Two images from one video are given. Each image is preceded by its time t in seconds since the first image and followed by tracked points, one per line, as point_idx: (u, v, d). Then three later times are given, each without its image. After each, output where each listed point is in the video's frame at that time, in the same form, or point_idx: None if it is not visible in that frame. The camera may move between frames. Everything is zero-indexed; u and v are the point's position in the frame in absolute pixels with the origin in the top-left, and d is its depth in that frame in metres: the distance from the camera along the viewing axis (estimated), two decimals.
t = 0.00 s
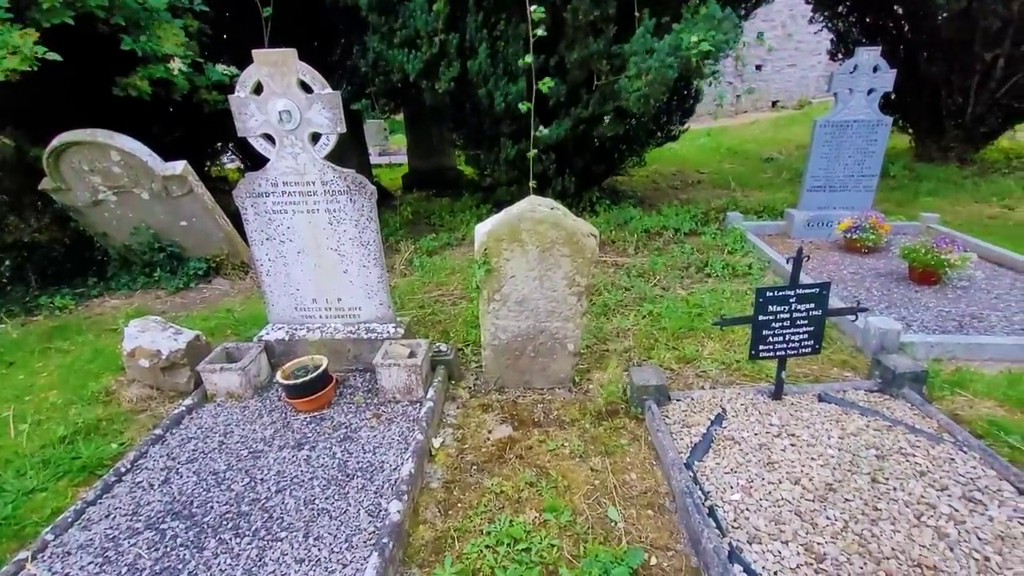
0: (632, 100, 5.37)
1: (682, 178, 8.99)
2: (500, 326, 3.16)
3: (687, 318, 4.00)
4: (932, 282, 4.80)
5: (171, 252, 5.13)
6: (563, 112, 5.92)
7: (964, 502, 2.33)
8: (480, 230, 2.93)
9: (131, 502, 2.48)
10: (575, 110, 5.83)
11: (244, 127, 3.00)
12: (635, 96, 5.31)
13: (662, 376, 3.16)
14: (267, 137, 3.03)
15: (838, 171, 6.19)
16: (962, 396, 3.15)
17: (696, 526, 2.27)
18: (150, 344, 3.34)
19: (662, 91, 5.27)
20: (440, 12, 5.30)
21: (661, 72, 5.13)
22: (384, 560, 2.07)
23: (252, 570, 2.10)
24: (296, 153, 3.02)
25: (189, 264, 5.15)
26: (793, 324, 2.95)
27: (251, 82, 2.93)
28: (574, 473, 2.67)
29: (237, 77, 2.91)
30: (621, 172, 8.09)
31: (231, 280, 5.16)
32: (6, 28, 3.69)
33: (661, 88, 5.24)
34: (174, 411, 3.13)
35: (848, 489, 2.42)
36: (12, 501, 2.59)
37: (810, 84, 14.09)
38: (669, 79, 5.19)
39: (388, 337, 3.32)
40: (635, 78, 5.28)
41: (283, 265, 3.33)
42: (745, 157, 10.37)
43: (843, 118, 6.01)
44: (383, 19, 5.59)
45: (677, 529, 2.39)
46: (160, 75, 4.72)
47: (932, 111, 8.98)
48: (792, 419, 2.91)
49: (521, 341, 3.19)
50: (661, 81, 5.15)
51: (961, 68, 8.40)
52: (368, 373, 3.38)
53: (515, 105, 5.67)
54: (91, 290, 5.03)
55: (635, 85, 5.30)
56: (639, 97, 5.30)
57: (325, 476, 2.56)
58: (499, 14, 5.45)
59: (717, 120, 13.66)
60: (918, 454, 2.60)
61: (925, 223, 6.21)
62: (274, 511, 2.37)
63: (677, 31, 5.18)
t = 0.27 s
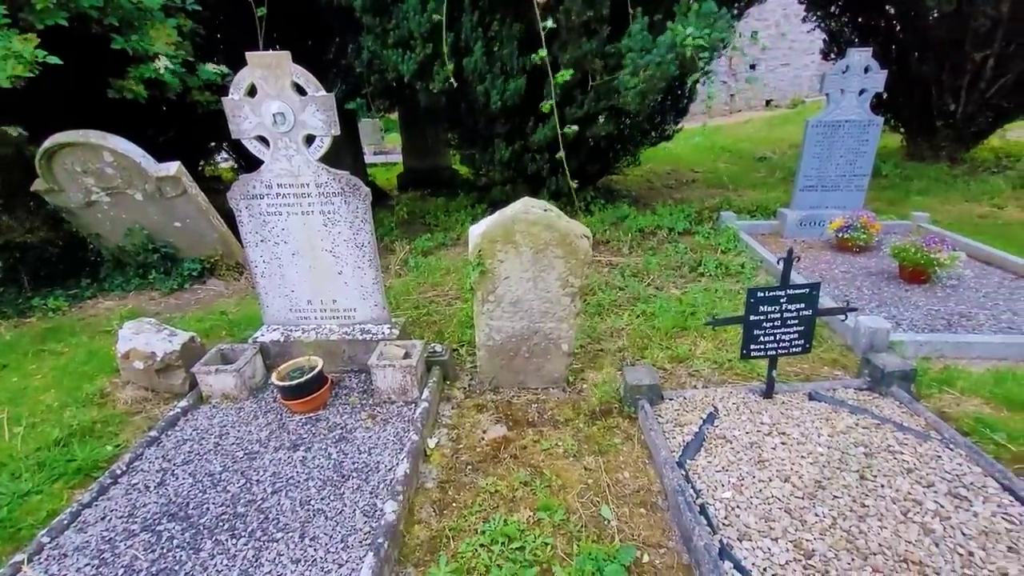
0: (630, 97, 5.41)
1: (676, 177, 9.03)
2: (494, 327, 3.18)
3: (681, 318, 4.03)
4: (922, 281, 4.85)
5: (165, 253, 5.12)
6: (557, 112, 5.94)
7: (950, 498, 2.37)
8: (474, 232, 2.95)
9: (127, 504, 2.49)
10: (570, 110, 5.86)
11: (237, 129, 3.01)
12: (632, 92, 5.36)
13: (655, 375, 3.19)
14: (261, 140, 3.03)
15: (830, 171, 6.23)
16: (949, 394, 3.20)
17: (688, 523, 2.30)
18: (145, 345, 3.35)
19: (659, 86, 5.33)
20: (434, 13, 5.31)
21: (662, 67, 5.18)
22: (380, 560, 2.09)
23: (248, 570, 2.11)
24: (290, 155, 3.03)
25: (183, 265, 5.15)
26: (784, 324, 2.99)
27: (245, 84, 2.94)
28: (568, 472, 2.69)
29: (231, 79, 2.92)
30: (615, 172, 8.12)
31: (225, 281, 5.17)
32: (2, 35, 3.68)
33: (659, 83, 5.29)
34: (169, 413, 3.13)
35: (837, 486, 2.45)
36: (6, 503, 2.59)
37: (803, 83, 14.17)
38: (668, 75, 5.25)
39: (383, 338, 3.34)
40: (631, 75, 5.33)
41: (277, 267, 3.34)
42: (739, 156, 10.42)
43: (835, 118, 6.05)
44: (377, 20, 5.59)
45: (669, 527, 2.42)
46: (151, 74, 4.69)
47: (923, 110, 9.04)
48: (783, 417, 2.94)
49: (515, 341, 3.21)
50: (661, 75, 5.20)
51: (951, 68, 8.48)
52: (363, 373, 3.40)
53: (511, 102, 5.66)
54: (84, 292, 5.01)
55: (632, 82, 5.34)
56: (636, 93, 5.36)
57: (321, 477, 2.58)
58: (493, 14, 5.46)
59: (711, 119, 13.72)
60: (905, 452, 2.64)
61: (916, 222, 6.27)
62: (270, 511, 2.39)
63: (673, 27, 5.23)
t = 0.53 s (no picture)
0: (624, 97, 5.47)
1: (671, 177, 9.08)
2: (491, 327, 3.22)
3: (676, 317, 4.07)
4: (913, 280, 4.92)
5: (162, 253, 5.13)
6: (553, 113, 5.99)
7: (937, 493, 2.42)
8: (470, 233, 2.99)
9: (128, 503, 2.52)
10: (565, 111, 5.90)
11: (236, 131, 3.04)
12: (627, 92, 5.42)
13: (650, 374, 3.23)
14: (260, 142, 3.07)
15: (823, 170, 6.29)
16: (938, 391, 3.25)
17: (682, 519, 2.34)
18: (144, 346, 3.37)
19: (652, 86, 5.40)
20: (430, 14, 5.34)
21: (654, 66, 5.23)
22: (379, 557, 2.13)
23: (250, 568, 2.15)
24: (288, 157, 3.06)
25: (180, 266, 5.16)
26: (776, 323, 3.03)
27: (243, 87, 2.96)
28: (564, 470, 2.73)
29: (229, 83, 2.94)
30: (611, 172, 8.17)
31: (223, 282, 5.19)
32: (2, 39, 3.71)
33: (653, 81, 5.36)
34: (168, 413, 3.16)
35: (828, 482, 2.50)
36: (8, 504, 2.61)
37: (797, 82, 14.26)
38: (661, 73, 5.31)
39: (381, 338, 3.37)
40: (626, 75, 5.39)
41: (276, 268, 3.37)
42: (733, 155, 10.48)
43: (828, 119, 6.11)
44: (373, 22, 5.62)
45: (664, 523, 2.46)
46: (153, 77, 4.74)
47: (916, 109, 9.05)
48: (775, 415, 2.99)
49: (512, 341, 3.25)
50: (654, 74, 5.25)
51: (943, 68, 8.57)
52: (362, 373, 3.44)
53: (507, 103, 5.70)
54: (81, 293, 5.02)
55: (626, 82, 5.40)
56: (630, 92, 5.42)
57: (320, 475, 2.61)
58: (489, 16, 5.49)
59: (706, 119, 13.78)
60: (894, 448, 2.70)
61: (907, 222, 6.34)
62: (271, 510, 2.42)
63: (665, 28, 5.31)
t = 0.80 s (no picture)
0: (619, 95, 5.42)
1: (667, 176, 9.11)
2: (490, 326, 3.23)
3: (673, 316, 4.10)
4: (907, 278, 4.96)
5: (159, 254, 5.12)
6: (549, 113, 6.00)
7: (931, 489, 2.45)
8: (469, 233, 3.00)
9: (128, 504, 2.52)
10: (561, 110, 5.92)
11: (234, 131, 3.03)
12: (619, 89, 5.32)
13: (648, 373, 3.25)
14: (258, 143, 3.06)
15: (818, 170, 6.33)
16: (932, 388, 3.29)
17: (680, 516, 2.36)
18: (141, 347, 3.37)
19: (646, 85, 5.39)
20: (426, 14, 5.34)
21: (647, 68, 5.27)
22: (380, 555, 2.14)
23: (251, 567, 2.15)
24: (287, 157, 3.06)
25: (177, 267, 5.16)
26: (772, 322, 3.06)
27: (241, 88, 2.96)
28: (563, 468, 2.75)
29: (227, 83, 2.93)
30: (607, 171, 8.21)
31: (220, 282, 5.18)
32: None
33: (646, 80, 5.36)
34: (167, 414, 3.16)
35: (823, 479, 2.53)
36: (7, 505, 2.61)
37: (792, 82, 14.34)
38: (655, 73, 5.33)
39: (379, 338, 3.39)
40: (620, 74, 5.38)
41: (274, 269, 3.38)
42: (728, 155, 10.52)
43: (822, 119, 6.15)
44: (368, 21, 5.64)
45: (662, 520, 2.48)
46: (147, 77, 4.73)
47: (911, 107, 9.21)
48: (771, 412, 3.02)
49: (510, 340, 3.27)
50: (648, 74, 5.28)
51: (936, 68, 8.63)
52: (361, 373, 3.45)
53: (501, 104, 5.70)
54: (77, 294, 5.00)
55: (620, 80, 5.35)
56: (624, 90, 5.39)
57: (320, 475, 2.62)
58: (485, 15, 5.49)
59: (702, 118, 13.83)
60: (889, 445, 2.72)
61: (901, 221, 6.38)
62: (271, 510, 2.43)
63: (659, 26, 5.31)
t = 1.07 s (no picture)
0: (613, 96, 5.42)
1: (661, 175, 9.17)
2: (489, 326, 3.25)
3: (670, 315, 4.14)
4: (899, 277, 5.01)
5: (154, 255, 5.11)
6: (544, 113, 6.03)
7: (925, 484, 2.49)
8: (468, 234, 3.01)
9: (128, 506, 2.51)
10: (557, 110, 5.95)
11: (232, 132, 3.02)
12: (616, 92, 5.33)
13: (645, 372, 3.28)
14: (256, 144, 3.06)
15: (812, 170, 6.38)
16: (925, 385, 3.33)
17: (678, 514, 2.39)
18: (139, 349, 3.36)
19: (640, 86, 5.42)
20: (421, 13, 5.34)
21: (640, 69, 5.31)
22: (383, 555, 2.15)
23: (254, 568, 2.16)
24: (285, 158, 3.06)
25: (172, 267, 5.15)
26: (768, 320, 3.09)
27: (239, 89, 2.95)
28: (563, 467, 2.77)
29: (225, 85, 2.93)
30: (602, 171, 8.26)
31: (215, 283, 5.18)
32: None
33: (641, 81, 5.39)
34: (165, 415, 3.16)
35: (820, 475, 2.56)
36: (5, 508, 2.60)
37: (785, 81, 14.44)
38: (648, 73, 5.37)
39: (378, 338, 3.40)
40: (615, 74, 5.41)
41: (272, 269, 3.38)
42: (722, 154, 10.59)
43: (815, 119, 6.21)
44: (365, 20, 5.62)
45: (661, 517, 2.51)
46: (144, 76, 4.73)
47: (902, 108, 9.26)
48: (768, 410, 3.05)
49: (509, 340, 3.29)
50: (641, 74, 5.31)
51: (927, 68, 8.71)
52: (360, 374, 3.46)
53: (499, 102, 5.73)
54: (71, 295, 4.98)
55: (614, 81, 5.37)
56: (619, 91, 5.41)
57: (321, 475, 2.63)
58: (482, 15, 5.52)
59: (696, 117, 13.90)
60: (883, 441, 2.76)
61: (893, 219, 6.44)
62: (273, 511, 2.43)
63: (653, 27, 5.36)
